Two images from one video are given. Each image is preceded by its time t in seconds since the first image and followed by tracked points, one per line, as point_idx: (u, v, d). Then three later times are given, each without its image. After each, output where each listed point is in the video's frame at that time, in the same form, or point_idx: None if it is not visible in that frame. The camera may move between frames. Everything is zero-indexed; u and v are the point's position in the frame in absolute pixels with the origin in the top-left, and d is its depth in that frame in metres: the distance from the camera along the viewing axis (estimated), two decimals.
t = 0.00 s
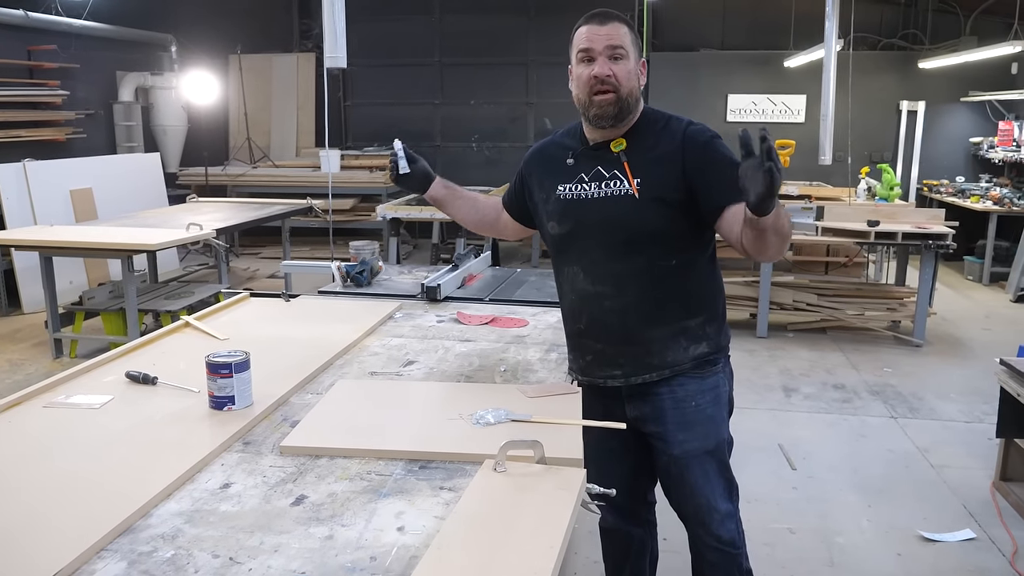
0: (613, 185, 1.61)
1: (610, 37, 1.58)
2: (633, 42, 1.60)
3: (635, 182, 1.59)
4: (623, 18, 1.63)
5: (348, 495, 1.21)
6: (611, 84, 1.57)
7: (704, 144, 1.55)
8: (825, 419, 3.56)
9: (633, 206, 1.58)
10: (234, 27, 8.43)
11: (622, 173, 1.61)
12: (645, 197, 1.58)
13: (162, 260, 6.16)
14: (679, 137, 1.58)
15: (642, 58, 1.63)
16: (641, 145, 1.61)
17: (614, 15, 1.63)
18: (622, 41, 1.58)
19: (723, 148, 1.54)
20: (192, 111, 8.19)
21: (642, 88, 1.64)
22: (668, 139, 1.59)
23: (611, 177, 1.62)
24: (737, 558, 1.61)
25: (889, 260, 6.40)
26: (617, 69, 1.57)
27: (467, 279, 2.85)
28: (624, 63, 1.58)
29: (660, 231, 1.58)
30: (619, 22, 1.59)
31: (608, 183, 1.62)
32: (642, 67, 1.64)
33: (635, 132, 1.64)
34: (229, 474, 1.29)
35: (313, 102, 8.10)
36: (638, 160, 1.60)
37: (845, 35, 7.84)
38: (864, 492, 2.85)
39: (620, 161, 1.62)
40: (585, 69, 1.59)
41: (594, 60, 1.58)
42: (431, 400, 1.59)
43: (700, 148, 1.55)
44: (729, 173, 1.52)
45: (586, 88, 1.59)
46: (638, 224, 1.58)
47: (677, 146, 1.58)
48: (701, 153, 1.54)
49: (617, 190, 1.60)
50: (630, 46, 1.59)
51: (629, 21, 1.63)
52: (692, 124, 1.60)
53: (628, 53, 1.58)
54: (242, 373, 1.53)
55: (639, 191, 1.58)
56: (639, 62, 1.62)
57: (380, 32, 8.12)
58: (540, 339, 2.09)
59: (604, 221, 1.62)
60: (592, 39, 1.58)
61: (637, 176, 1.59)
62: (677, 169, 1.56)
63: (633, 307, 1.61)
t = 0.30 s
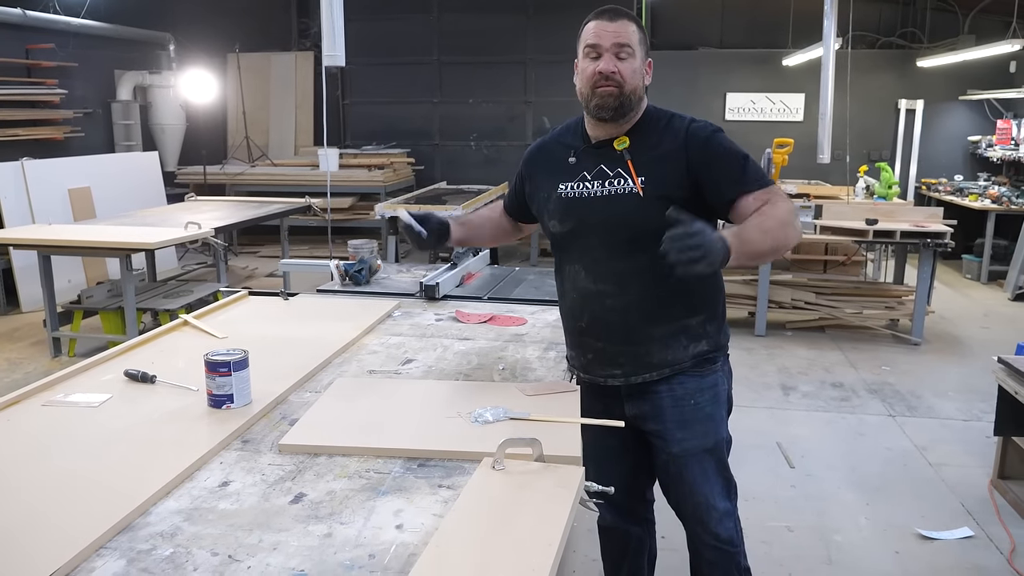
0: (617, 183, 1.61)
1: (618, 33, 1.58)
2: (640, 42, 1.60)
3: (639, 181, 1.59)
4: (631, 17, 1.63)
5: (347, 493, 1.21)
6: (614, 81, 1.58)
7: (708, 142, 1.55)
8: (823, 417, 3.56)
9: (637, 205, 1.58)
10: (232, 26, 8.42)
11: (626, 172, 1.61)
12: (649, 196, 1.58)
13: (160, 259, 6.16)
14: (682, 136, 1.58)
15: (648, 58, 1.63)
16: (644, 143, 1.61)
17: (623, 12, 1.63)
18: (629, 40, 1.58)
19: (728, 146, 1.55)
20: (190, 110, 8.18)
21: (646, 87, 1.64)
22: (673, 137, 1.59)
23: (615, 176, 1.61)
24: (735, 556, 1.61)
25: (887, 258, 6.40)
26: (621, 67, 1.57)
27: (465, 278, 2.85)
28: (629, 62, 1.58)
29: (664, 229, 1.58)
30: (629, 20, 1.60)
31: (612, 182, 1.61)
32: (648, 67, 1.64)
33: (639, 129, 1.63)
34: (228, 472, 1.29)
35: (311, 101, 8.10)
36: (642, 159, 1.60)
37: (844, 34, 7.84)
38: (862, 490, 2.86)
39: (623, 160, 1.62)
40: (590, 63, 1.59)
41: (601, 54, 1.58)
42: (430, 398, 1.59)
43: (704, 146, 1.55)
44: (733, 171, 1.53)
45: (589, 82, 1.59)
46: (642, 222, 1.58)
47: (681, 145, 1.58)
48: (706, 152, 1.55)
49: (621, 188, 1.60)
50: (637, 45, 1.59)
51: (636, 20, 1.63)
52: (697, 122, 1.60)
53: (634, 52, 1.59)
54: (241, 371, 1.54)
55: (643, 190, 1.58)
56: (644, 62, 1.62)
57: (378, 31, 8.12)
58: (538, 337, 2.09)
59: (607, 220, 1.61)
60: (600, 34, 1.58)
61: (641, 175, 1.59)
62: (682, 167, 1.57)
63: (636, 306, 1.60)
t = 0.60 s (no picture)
0: (617, 185, 1.60)
1: (612, 38, 1.54)
2: (636, 44, 1.57)
3: (639, 183, 1.59)
4: (626, 16, 1.59)
5: (346, 492, 1.22)
6: (609, 87, 1.55)
7: (708, 144, 1.55)
8: (822, 416, 3.57)
9: (638, 208, 1.58)
10: (231, 25, 8.42)
11: (626, 173, 1.60)
12: (649, 198, 1.58)
13: (159, 258, 6.16)
14: (681, 138, 1.58)
15: (644, 59, 1.60)
16: (644, 145, 1.61)
17: (617, 12, 1.58)
18: (624, 44, 1.54)
19: (726, 151, 1.55)
20: (189, 110, 8.18)
21: (642, 88, 1.61)
22: (672, 139, 1.59)
23: (614, 177, 1.61)
24: (733, 554, 1.62)
25: (886, 257, 6.41)
26: (616, 72, 1.54)
27: (464, 277, 2.86)
28: (625, 66, 1.55)
29: (663, 232, 1.59)
30: (623, 22, 1.55)
31: (612, 184, 1.61)
32: (644, 67, 1.61)
33: (638, 130, 1.62)
34: (227, 471, 1.30)
35: (309, 100, 8.10)
36: (642, 161, 1.59)
37: (842, 33, 7.84)
38: (860, 489, 2.86)
39: (624, 161, 1.61)
40: (586, 68, 1.56)
41: (596, 59, 1.55)
42: (427, 397, 1.59)
43: (703, 150, 1.55)
44: (730, 178, 1.54)
45: (585, 88, 1.57)
46: (642, 225, 1.59)
47: (681, 147, 1.58)
48: (705, 156, 1.55)
49: (621, 190, 1.60)
50: (632, 48, 1.55)
51: (632, 19, 1.59)
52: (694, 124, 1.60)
53: (630, 56, 1.55)
54: (239, 370, 1.54)
55: (644, 192, 1.58)
56: (640, 63, 1.58)
57: (376, 30, 8.12)
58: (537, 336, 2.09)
59: (607, 223, 1.62)
60: (595, 39, 1.54)
61: (642, 177, 1.59)
62: (681, 171, 1.56)
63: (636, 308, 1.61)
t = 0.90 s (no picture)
0: (618, 188, 1.60)
1: (568, 76, 1.50)
2: (596, 68, 1.50)
3: (639, 186, 1.58)
4: (586, 33, 1.50)
5: (343, 491, 1.22)
6: (578, 122, 1.55)
7: (707, 145, 1.55)
8: (820, 415, 3.57)
9: (638, 211, 1.58)
10: (229, 25, 8.41)
11: (626, 176, 1.60)
12: (650, 201, 1.58)
13: (157, 257, 6.15)
14: (680, 140, 1.57)
15: (614, 75, 1.53)
16: (645, 147, 1.60)
17: (575, 32, 1.50)
18: (582, 76, 1.49)
19: (725, 152, 1.55)
20: (187, 109, 8.18)
21: (622, 98, 1.56)
22: (671, 141, 1.58)
23: (614, 181, 1.61)
24: (729, 551, 1.63)
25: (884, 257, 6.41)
26: (580, 108, 1.53)
27: (462, 277, 2.86)
28: (588, 99, 1.52)
29: (664, 235, 1.59)
30: (578, 52, 1.49)
31: (612, 187, 1.61)
32: (617, 78, 1.54)
33: (637, 132, 1.61)
34: (225, 470, 1.30)
35: (308, 100, 8.10)
36: (641, 164, 1.59)
37: (841, 32, 7.83)
38: (858, 488, 2.86)
39: (623, 164, 1.61)
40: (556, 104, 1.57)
41: (560, 97, 1.54)
42: (425, 396, 1.59)
43: (702, 152, 1.55)
44: (727, 182, 1.54)
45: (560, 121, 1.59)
46: (643, 228, 1.59)
47: (680, 149, 1.57)
48: (703, 158, 1.55)
49: (622, 194, 1.59)
50: (592, 79, 1.50)
51: (593, 34, 1.50)
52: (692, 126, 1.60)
53: (591, 85, 1.50)
54: (237, 369, 1.53)
55: (644, 195, 1.58)
56: (608, 82, 1.52)
57: (374, 29, 8.11)
58: (535, 335, 2.09)
59: (609, 227, 1.61)
60: (553, 76, 1.51)
61: (642, 180, 1.58)
62: (681, 174, 1.56)
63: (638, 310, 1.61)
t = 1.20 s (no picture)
0: (559, 200, 1.63)
1: (480, 110, 1.53)
2: (503, 92, 1.52)
3: (577, 194, 1.61)
4: (485, 62, 1.52)
5: (338, 484, 1.21)
6: (509, 146, 1.58)
7: (631, 138, 1.56)
8: (816, 406, 3.57)
9: (581, 218, 1.61)
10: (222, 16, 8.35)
11: (564, 187, 1.62)
12: (589, 207, 1.60)
13: (152, 250, 6.12)
14: (605, 139, 1.59)
15: (523, 93, 1.55)
16: (574, 154, 1.62)
17: (475, 66, 1.53)
18: (493, 104, 1.52)
19: (653, 137, 1.55)
20: (181, 101, 8.13)
21: (540, 112, 1.58)
22: (597, 142, 1.60)
23: (553, 193, 1.63)
24: (727, 535, 1.65)
25: (880, 247, 6.42)
26: (504, 133, 1.56)
27: (457, 268, 2.85)
28: (507, 124, 1.54)
29: (616, 234, 1.62)
30: (479, 84, 1.51)
31: (554, 200, 1.63)
32: (529, 94, 1.56)
33: (565, 140, 1.63)
34: (218, 463, 1.29)
35: (303, 92, 8.05)
36: (574, 172, 1.61)
37: (838, 23, 7.80)
38: (854, 478, 2.87)
39: (559, 175, 1.63)
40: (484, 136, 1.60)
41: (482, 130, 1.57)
42: (419, 388, 1.59)
43: (627, 146, 1.56)
44: (658, 167, 1.53)
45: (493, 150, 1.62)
46: (591, 233, 1.62)
47: (605, 147, 1.59)
48: (631, 151, 1.56)
49: (564, 205, 1.62)
50: (502, 105, 1.52)
51: (492, 62, 1.52)
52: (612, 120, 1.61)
53: (505, 110, 1.53)
54: (231, 361, 1.52)
55: (583, 202, 1.60)
56: (521, 101, 1.54)
57: (368, 20, 8.07)
58: (530, 327, 2.09)
59: (564, 236, 1.64)
60: (467, 113, 1.55)
61: (578, 188, 1.61)
62: (612, 172, 1.58)
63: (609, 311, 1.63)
